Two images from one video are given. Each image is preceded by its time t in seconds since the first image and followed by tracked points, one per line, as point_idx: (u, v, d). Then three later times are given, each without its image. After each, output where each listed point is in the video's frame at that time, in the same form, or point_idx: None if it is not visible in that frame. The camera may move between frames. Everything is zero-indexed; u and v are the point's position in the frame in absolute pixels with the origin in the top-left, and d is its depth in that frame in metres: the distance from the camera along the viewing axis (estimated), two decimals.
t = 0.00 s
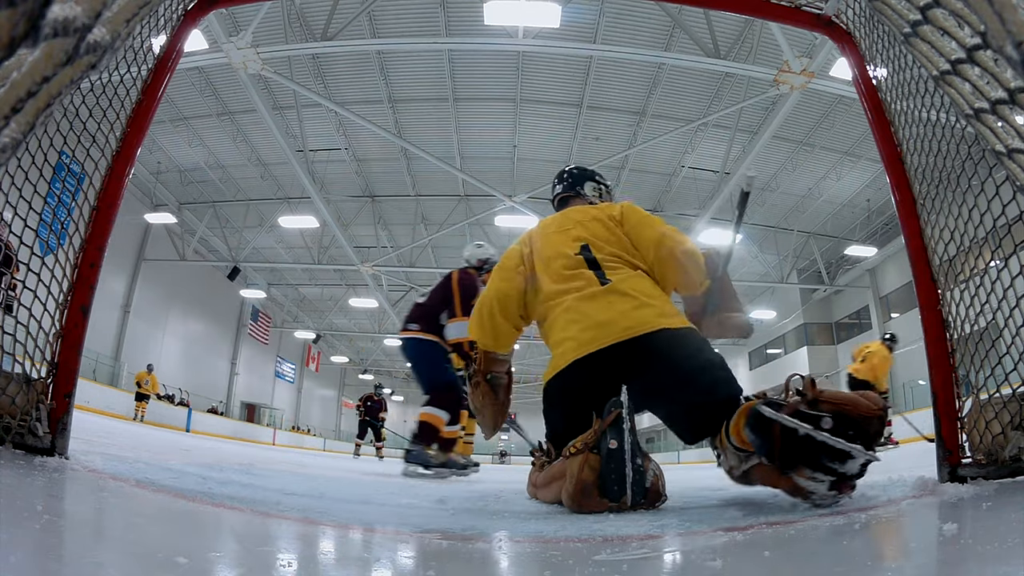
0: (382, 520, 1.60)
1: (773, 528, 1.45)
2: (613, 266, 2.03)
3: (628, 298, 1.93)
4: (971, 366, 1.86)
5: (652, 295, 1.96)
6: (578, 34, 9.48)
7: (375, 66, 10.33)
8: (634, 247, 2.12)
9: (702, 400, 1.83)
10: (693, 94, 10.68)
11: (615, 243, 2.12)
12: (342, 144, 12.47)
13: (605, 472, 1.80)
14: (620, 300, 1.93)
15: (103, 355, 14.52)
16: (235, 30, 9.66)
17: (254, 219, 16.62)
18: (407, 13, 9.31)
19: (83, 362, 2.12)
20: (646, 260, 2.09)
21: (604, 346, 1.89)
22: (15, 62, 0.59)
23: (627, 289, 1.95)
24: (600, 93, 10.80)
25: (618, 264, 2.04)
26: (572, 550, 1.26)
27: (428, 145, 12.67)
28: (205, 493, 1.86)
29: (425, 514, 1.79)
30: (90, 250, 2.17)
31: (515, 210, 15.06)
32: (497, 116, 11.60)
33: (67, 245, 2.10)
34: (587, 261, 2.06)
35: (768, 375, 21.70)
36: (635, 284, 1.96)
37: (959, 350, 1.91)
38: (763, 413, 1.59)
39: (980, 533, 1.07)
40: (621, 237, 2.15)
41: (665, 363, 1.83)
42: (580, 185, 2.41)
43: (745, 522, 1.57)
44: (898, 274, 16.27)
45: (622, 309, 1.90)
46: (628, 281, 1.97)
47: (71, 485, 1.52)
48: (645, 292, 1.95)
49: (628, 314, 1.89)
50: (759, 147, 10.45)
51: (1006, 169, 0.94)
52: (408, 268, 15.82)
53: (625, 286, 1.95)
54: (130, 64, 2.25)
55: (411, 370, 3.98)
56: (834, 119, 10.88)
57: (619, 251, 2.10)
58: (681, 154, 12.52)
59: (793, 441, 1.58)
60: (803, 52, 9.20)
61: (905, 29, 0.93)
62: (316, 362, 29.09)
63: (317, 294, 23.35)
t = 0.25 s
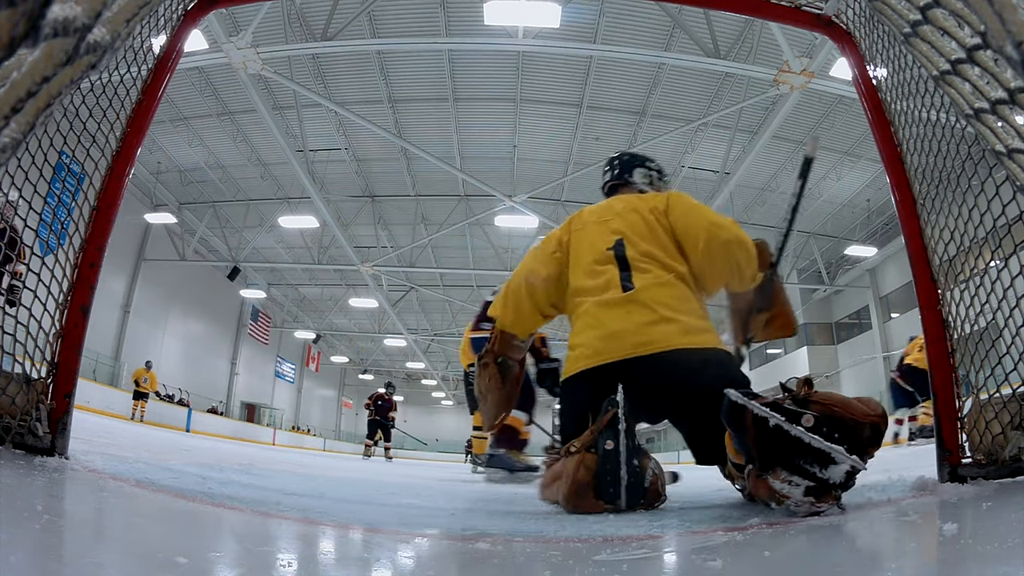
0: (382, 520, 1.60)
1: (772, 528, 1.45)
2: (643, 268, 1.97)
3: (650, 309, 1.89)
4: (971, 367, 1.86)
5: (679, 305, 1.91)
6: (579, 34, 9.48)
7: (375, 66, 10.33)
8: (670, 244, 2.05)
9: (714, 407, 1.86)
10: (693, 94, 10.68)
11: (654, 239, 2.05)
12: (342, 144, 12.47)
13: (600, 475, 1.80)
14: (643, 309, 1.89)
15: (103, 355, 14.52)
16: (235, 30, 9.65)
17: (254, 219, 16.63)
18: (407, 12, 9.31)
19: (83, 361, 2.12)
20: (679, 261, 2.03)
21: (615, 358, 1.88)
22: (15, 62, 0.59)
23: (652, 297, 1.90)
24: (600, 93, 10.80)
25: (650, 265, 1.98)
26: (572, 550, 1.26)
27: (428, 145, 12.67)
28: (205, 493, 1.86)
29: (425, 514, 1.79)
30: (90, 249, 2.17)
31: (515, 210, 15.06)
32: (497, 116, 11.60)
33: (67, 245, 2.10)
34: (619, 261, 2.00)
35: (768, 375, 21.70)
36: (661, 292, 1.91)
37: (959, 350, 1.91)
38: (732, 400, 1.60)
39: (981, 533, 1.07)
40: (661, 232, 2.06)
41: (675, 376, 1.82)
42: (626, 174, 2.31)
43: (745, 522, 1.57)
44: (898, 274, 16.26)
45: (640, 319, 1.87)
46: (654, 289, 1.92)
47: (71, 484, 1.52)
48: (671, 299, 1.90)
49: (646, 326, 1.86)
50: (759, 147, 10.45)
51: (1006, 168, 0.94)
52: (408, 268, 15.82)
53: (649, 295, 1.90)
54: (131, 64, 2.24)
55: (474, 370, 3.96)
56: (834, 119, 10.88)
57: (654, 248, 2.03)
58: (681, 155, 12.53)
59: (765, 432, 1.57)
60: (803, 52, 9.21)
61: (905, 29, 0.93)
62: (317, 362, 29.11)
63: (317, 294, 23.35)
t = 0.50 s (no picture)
0: (382, 520, 1.60)
1: (772, 528, 1.45)
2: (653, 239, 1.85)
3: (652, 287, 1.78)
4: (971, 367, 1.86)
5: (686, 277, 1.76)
6: (579, 34, 9.48)
7: (375, 66, 10.32)
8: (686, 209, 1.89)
9: (732, 386, 1.72)
10: (693, 94, 10.68)
11: (664, 207, 1.91)
12: (342, 144, 12.47)
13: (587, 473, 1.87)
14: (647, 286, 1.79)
15: (103, 354, 14.52)
16: (235, 30, 9.65)
17: (254, 219, 16.63)
18: (407, 12, 9.31)
19: (83, 361, 2.12)
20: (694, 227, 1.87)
21: (618, 343, 1.83)
22: (16, 63, 0.59)
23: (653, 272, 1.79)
24: (600, 93, 10.80)
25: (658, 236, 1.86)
26: (572, 549, 1.26)
27: (428, 146, 12.67)
28: (205, 493, 1.86)
29: (426, 514, 1.79)
30: (90, 249, 2.16)
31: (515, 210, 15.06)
32: (497, 116, 11.60)
33: (67, 245, 2.11)
34: (624, 237, 1.91)
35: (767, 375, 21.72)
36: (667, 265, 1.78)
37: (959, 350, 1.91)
38: (783, 399, 1.57)
39: (981, 534, 1.07)
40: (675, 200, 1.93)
41: (676, 358, 1.71)
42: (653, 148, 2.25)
43: (745, 523, 1.57)
44: (898, 274, 16.26)
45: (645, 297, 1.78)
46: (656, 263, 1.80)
47: (71, 484, 1.52)
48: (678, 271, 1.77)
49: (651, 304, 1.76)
50: (759, 147, 10.45)
51: (1007, 168, 0.94)
52: (408, 268, 15.82)
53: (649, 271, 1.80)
54: (130, 64, 2.24)
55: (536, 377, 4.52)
56: (834, 119, 10.88)
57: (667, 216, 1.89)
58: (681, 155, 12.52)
59: (812, 434, 1.57)
60: (803, 52, 9.21)
61: (905, 29, 0.93)
62: (317, 362, 29.10)
63: (317, 294, 23.35)
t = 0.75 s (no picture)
0: (382, 520, 1.60)
1: (772, 529, 1.45)
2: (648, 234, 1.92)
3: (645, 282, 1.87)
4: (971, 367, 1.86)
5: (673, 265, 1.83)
6: (579, 34, 9.49)
7: (375, 66, 10.32)
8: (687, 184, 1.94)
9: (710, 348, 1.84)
10: (693, 94, 10.68)
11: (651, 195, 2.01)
12: (342, 144, 12.47)
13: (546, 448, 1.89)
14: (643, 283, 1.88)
15: (103, 354, 14.52)
16: (235, 29, 9.65)
17: (254, 219, 16.63)
18: (407, 12, 9.31)
19: (83, 361, 2.11)
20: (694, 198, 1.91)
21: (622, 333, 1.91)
22: (15, 61, 0.59)
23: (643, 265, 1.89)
24: (600, 93, 10.80)
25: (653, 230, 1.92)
26: (572, 550, 1.26)
27: (428, 145, 12.67)
28: (205, 493, 1.86)
29: (427, 514, 1.78)
30: (89, 249, 2.16)
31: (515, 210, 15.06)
32: (497, 116, 11.60)
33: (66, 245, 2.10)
34: (622, 234, 2.02)
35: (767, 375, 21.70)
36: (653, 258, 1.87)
37: (959, 350, 1.91)
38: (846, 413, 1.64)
39: (980, 534, 1.07)
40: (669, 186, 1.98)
41: (670, 342, 1.81)
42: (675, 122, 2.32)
43: (744, 523, 1.57)
44: (898, 274, 16.26)
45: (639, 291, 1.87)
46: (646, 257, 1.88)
47: (71, 485, 1.52)
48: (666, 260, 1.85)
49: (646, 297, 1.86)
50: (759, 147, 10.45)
51: (1006, 169, 0.94)
52: (408, 268, 15.82)
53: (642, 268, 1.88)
54: (130, 64, 2.24)
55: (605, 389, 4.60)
56: (834, 119, 10.87)
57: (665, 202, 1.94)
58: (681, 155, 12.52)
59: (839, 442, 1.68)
60: (803, 52, 9.20)
61: (905, 29, 0.93)
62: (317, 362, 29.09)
63: (317, 294, 23.35)
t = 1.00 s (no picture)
0: (382, 520, 1.60)
1: (772, 529, 1.45)
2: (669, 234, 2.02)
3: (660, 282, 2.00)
4: (971, 367, 1.85)
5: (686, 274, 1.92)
6: (579, 34, 9.49)
7: (375, 66, 10.32)
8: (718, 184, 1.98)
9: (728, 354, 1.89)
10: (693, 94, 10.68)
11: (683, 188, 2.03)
12: (342, 144, 12.47)
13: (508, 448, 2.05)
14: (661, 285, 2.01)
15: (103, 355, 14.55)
16: (235, 30, 9.66)
17: (254, 219, 16.63)
18: (407, 12, 9.31)
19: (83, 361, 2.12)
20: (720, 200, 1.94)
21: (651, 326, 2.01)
22: (16, 62, 0.59)
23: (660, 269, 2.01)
24: (600, 93, 10.80)
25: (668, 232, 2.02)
26: (572, 550, 1.26)
27: (428, 145, 12.67)
28: (205, 493, 1.86)
29: (427, 514, 1.78)
30: (90, 250, 2.17)
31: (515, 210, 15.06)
32: (497, 116, 11.60)
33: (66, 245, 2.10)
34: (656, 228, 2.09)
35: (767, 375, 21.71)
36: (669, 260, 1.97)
37: (959, 350, 1.91)
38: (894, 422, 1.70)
39: (980, 534, 1.07)
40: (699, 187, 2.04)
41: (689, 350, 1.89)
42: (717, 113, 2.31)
43: (744, 523, 1.57)
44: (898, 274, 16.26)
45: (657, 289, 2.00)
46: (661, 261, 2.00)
47: (71, 485, 1.52)
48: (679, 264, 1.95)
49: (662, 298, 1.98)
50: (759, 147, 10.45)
51: (1006, 169, 0.94)
52: (408, 268, 15.83)
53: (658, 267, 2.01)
54: (130, 64, 2.25)
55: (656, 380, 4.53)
56: (834, 119, 10.87)
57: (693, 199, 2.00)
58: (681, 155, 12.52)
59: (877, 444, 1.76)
60: (803, 52, 9.20)
61: (905, 29, 0.93)
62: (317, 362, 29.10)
63: (317, 294, 23.35)
